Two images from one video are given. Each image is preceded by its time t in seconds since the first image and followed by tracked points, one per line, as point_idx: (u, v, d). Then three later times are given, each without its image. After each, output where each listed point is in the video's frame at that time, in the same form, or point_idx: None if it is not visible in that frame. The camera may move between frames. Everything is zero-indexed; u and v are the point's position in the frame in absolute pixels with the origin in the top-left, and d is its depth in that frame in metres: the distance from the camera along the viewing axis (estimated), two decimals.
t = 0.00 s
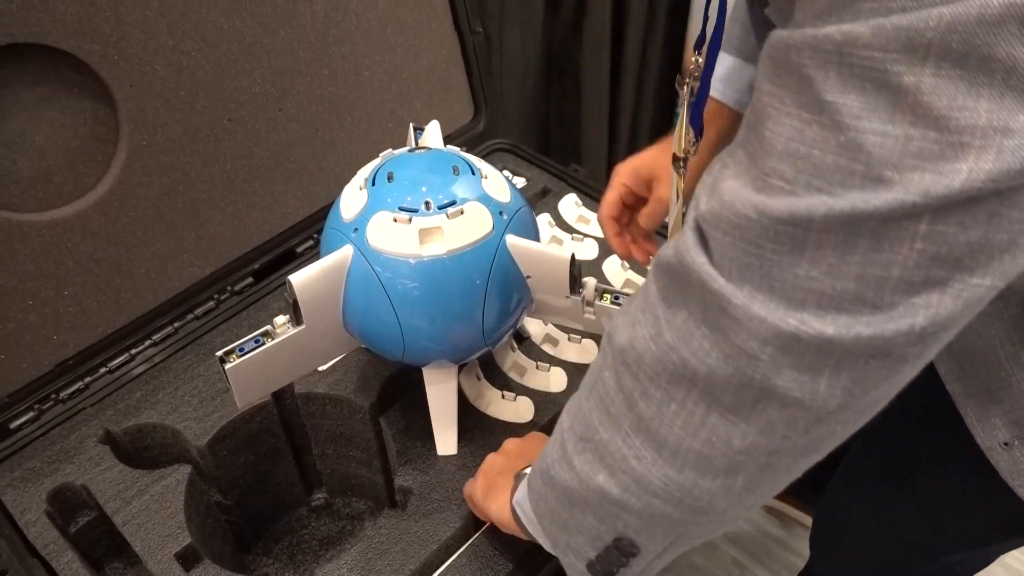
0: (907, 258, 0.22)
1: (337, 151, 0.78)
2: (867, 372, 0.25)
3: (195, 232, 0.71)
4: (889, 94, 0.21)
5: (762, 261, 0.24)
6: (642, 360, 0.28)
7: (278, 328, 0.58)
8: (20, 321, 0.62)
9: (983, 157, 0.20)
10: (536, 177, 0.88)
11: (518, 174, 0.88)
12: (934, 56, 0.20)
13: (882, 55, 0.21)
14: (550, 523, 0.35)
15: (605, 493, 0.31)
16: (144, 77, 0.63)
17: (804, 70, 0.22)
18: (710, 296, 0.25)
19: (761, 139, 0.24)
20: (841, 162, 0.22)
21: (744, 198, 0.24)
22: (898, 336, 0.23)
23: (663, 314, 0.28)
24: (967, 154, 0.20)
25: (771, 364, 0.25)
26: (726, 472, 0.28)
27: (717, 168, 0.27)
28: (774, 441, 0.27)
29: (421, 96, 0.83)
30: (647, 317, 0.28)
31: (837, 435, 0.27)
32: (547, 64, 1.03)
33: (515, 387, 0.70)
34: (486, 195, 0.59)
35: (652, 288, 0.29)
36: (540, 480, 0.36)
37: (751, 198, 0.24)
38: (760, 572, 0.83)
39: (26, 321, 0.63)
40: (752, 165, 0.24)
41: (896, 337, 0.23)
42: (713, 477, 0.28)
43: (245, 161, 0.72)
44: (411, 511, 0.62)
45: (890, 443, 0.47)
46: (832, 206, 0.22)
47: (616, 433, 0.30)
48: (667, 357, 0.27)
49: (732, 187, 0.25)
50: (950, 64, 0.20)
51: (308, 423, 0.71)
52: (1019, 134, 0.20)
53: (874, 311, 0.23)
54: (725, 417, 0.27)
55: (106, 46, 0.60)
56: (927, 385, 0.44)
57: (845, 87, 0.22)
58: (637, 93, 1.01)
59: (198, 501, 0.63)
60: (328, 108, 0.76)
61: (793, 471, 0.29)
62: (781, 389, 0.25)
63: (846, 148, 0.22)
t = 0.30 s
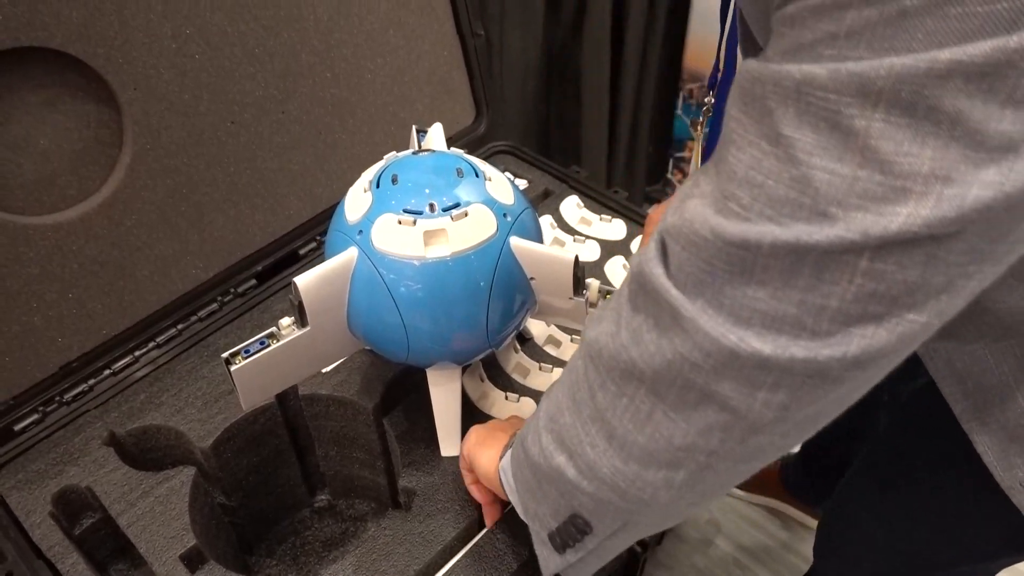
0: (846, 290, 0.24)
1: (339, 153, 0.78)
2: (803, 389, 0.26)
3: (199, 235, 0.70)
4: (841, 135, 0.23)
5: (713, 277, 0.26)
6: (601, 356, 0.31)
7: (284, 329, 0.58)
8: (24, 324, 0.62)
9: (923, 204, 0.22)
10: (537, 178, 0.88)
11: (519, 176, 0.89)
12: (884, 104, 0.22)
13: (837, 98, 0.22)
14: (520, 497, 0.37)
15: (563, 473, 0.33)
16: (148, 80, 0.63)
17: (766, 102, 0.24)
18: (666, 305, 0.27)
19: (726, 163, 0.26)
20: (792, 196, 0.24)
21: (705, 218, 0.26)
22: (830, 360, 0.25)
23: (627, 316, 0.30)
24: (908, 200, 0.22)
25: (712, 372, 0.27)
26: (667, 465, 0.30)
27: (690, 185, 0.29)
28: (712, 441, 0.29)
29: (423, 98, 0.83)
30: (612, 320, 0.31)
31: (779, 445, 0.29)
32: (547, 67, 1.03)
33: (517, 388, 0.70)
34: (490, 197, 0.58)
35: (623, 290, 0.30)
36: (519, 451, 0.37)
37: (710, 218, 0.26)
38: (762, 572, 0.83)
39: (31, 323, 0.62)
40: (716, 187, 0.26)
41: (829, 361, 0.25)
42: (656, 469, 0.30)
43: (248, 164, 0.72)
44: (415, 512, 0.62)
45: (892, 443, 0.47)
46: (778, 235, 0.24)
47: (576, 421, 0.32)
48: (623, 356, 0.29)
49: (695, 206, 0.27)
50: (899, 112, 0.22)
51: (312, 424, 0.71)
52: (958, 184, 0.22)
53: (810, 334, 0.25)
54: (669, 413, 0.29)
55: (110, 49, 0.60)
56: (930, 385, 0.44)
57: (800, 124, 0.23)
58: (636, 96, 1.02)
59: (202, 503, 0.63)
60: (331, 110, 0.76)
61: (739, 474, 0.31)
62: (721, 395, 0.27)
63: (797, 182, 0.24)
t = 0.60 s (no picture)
0: (803, 296, 0.24)
1: (338, 154, 0.78)
2: (764, 395, 0.26)
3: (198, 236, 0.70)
4: (798, 144, 0.23)
5: (678, 281, 0.26)
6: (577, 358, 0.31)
7: (284, 330, 0.58)
8: (24, 326, 0.62)
9: (875, 213, 0.22)
10: (535, 180, 0.88)
11: (518, 177, 0.89)
12: (838, 114, 0.22)
13: (793, 106, 0.23)
14: (509, 492, 0.37)
15: (542, 471, 0.33)
16: (148, 82, 0.63)
17: (731, 111, 0.25)
18: (632, 306, 0.27)
19: (696, 166, 0.26)
20: (751, 202, 0.24)
21: (673, 222, 0.26)
22: (786, 365, 0.25)
23: (600, 317, 0.30)
24: (861, 209, 0.22)
25: (675, 373, 0.27)
26: (636, 467, 0.30)
27: (665, 188, 0.28)
28: (677, 444, 0.29)
29: (421, 98, 0.83)
30: (585, 323, 0.31)
31: (743, 450, 0.29)
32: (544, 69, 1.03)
33: (517, 389, 0.70)
34: (489, 197, 0.58)
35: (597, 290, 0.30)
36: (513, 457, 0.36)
37: (676, 221, 0.26)
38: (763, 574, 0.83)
39: (30, 325, 0.62)
40: (685, 192, 0.26)
41: (786, 366, 0.25)
42: (625, 471, 0.30)
43: (247, 166, 0.71)
44: (415, 513, 0.62)
45: (893, 441, 0.47)
46: (737, 240, 0.24)
47: (556, 419, 0.32)
48: (594, 356, 0.30)
49: (664, 210, 0.27)
50: (853, 122, 0.22)
51: (312, 426, 0.71)
52: (910, 195, 0.22)
53: (768, 340, 0.25)
54: (636, 415, 0.29)
55: (109, 51, 0.60)
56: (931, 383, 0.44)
57: (760, 131, 0.24)
58: (634, 97, 1.02)
59: (202, 505, 0.63)
60: (330, 112, 0.76)
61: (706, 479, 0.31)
62: (683, 396, 0.27)
63: (756, 188, 0.24)
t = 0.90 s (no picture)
0: (795, 278, 0.23)
1: (336, 155, 0.78)
2: (755, 388, 0.25)
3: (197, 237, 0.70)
4: (788, 118, 0.21)
5: (663, 267, 0.25)
6: (563, 359, 0.29)
7: (282, 332, 0.58)
8: (22, 328, 0.61)
9: (869, 187, 0.21)
10: (533, 180, 0.88)
11: (516, 177, 0.89)
12: (830, 84, 0.20)
13: (784, 78, 0.21)
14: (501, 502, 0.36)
15: (528, 478, 0.32)
16: (146, 83, 0.63)
17: (717, 86, 0.23)
18: (616, 297, 0.26)
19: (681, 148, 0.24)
20: (740, 180, 0.22)
21: (658, 207, 0.24)
22: (778, 353, 0.24)
23: (585, 313, 0.28)
24: (855, 183, 0.21)
25: (661, 365, 0.26)
26: (623, 471, 0.28)
27: (655, 176, 0.27)
28: (664, 444, 0.27)
29: (419, 99, 0.83)
30: (570, 322, 0.29)
31: (734, 451, 0.27)
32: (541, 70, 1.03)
33: (515, 389, 0.70)
34: (489, 198, 0.58)
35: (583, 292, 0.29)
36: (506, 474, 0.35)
37: (661, 206, 0.24)
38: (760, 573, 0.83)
39: (27, 327, 0.62)
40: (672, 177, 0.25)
41: (777, 354, 0.24)
42: (612, 476, 0.29)
43: (245, 167, 0.71)
44: (414, 514, 0.62)
45: (892, 438, 0.47)
46: (726, 221, 0.23)
47: (542, 424, 0.31)
48: (581, 351, 0.28)
49: (649, 196, 0.25)
50: (846, 91, 0.20)
51: (311, 428, 0.70)
52: (905, 167, 0.21)
53: (760, 325, 0.24)
54: (619, 417, 0.28)
55: (107, 52, 0.60)
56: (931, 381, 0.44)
57: (749, 106, 0.22)
58: (630, 98, 1.02)
59: (201, 507, 0.63)
60: (328, 112, 0.76)
61: (695, 486, 0.29)
62: (670, 391, 0.26)
63: (745, 165, 0.22)
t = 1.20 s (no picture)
0: (813, 250, 0.21)
1: (333, 157, 0.78)
2: (768, 380, 0.23)
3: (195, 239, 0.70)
4: (802, 69, 0.20)
5: (665, 246, 0.23)
6: (561, 361, 0.28)
7: (282, 333, 0.58)
8: (20, 330, 0.61)
9: (894, 140, 0.19)
10: (530, 181, 0.89)
11: (513, 178, 0.89)
12: (848, 29, 0.19)
13: (796, 25, 0.20)
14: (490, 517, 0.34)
15: (518, 492, 0.30)
16: (144, 85, 0.63)
17: (722, 45, 0.21)
18: (613, 282, 0.24)
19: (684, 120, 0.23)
20: (750, 143, 0.21)
21: (659, 180, 0.23)
22: (796, 335, 0.22)
23: (579, 308, 0.27)
24: (879, 136, 0.19)
25: (666, 357, 0.24)
26: (622, 485, 0.27)
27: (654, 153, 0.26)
28: (669, 449, 0.26)
29: (416, 100, 0.83)
30: (566, 322, 0.28)
31: (744, 455, 0.26)
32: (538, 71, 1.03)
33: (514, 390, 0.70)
34: (488, 199, 0.58)
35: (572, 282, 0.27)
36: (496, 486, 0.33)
37: (662, 178, 0.23)
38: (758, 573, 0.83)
39: (25, 329, 0.62)
40: (673, 149, 0.23)
41: (796, 335, 0.22)
42: (609, 491, 0.27)
43: (243, 169, 0.71)
44: (414, 515, 0.62)
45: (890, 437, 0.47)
46: (736, 186, 0.21)
47: (528, 437, 0.30)
48: (583, 350, 0.26)
49: (648, 171, 0.24)
50: (866, 37, 0.19)
51: (309, 429, 0.70)
52: (933, 118, 0.19)
53: (773, 306, 0.22)
54: (615, 426, 0.26)
55: (104, 54, 0.60)
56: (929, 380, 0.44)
57: (758, 60, 0.21)
58: (627, 98, 1.02)
59: (201, 508, 0.63)
60: (326, 114, 0.76)
61: (700, 492, 0.27)
62: (675, 386, 0.24)
63: (757, 126, 0.21)
